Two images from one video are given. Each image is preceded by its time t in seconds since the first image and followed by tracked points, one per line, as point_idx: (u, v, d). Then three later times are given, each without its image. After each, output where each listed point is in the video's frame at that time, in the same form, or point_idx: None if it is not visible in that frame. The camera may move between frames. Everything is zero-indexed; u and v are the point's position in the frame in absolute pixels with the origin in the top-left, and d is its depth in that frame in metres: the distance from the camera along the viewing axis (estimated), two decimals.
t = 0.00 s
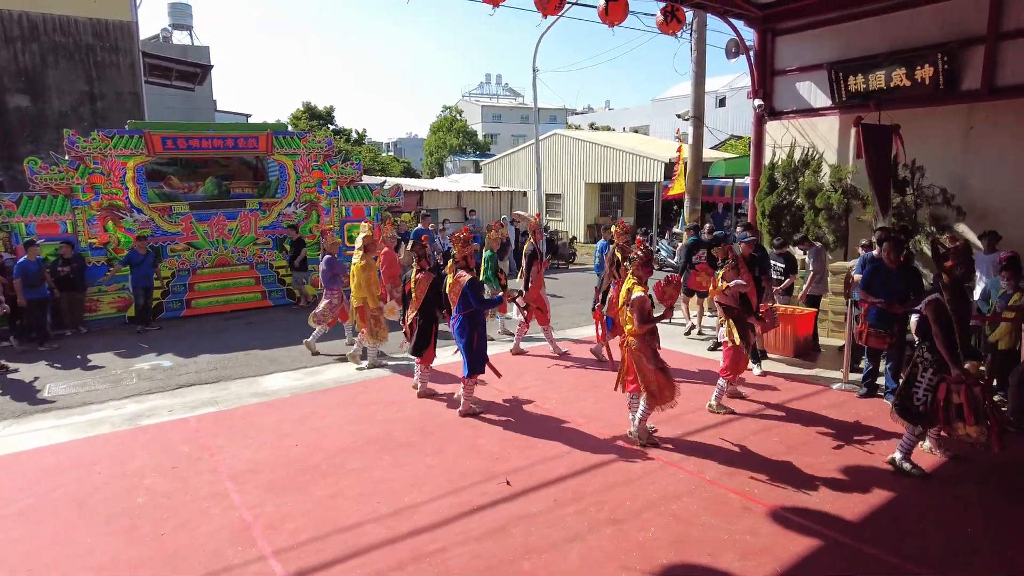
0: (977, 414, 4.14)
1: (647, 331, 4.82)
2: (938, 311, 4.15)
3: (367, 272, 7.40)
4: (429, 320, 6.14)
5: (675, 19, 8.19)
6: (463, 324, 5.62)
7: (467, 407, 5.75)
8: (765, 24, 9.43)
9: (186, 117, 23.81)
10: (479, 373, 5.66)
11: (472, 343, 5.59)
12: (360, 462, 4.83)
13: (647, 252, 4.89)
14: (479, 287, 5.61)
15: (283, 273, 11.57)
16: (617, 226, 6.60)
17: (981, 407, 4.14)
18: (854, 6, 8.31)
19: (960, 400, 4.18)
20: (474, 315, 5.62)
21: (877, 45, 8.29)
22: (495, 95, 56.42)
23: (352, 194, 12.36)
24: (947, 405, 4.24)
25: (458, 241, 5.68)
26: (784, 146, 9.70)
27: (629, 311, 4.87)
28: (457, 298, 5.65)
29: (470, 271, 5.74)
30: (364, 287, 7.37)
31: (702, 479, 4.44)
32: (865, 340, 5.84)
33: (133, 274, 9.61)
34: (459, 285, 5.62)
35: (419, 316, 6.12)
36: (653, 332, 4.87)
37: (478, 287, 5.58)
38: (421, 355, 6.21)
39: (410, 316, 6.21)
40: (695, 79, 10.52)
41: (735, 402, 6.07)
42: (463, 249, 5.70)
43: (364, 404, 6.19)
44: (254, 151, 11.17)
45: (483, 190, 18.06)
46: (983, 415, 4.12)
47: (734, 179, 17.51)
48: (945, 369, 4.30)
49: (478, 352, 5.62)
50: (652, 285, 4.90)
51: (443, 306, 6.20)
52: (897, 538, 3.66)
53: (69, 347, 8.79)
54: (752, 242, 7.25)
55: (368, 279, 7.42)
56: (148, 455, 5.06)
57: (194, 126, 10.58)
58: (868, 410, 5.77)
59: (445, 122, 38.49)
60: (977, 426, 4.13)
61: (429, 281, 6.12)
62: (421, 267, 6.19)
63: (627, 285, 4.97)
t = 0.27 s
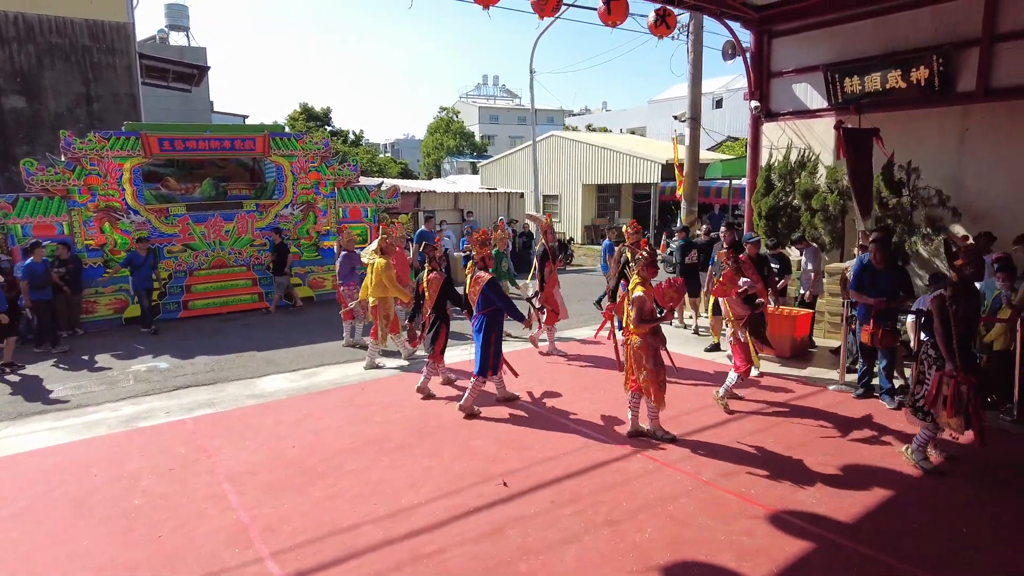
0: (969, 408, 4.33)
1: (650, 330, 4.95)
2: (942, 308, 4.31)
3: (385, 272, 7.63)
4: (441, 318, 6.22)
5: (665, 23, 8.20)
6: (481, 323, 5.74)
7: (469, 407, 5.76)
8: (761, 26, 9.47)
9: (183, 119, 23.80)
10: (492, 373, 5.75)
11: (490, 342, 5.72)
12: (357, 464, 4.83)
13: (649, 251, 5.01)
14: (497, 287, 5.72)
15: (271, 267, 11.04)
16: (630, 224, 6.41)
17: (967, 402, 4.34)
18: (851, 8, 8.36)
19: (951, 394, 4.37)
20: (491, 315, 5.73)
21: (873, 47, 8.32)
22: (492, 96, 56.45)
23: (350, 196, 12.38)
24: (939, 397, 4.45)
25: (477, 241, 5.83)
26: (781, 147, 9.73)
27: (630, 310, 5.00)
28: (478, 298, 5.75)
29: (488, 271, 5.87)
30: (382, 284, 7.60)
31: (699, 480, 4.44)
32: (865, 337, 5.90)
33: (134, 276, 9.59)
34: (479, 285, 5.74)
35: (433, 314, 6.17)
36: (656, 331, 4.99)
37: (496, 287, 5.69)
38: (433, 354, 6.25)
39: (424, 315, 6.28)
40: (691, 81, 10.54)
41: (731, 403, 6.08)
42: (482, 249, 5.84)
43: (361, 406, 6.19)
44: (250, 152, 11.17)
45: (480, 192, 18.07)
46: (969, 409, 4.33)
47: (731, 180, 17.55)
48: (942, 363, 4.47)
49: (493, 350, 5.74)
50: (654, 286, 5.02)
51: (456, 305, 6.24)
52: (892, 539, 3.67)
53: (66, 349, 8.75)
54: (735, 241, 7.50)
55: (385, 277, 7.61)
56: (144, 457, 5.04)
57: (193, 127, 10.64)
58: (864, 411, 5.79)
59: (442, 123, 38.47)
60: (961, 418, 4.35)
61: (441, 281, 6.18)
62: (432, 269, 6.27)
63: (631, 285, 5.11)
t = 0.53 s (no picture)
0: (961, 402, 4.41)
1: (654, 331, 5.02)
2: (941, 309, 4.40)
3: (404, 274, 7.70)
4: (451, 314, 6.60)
5: (658, 26, 8.23)
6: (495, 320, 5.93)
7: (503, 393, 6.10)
8: (758, 28, 9.49)
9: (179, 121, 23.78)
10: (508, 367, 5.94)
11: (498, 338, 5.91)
12: (353, 466, 4.82)
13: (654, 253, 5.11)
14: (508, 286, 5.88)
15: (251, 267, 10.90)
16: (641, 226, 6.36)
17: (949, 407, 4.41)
18: (848, 10, 8.40)
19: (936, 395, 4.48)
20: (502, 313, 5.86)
21: (869, 49, 8.34)
22: (489, 98, 56.47)
23: (346, 198, 12.36)
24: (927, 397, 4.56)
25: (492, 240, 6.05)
26: (776, 149, 9.85)
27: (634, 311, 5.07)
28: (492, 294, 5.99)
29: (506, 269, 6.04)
30: (398, 286, 7.73)
31: (695, 482, 4.45)
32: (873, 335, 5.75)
33: (135, 279, 9.56)
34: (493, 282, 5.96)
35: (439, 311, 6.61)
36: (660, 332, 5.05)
37: (506, 285, 5.86)
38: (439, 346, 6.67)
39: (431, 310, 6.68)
40: (687, 83, 10.57)
41: (727, 404, 6.09)
42: (499, 247, 6.05)
43: (357, 408, 6.18)
44: (247, 154, 11.15)
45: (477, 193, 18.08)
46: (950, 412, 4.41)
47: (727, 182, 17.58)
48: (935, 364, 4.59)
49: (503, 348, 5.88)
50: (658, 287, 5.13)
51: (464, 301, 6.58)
52: (887, 540, 3.68)
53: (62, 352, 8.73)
54: (720, 241, 7.79)
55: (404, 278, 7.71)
56: (140, 459, 5.03)
57: (188, 129, 10.63)
58: (859, 412, 5.80)
59: (439, 124, 38.45)
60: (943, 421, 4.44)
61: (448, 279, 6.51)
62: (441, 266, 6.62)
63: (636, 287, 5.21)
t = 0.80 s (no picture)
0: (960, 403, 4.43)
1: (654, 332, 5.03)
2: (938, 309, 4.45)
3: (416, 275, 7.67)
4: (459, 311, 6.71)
5: (655, 26, 8.23)
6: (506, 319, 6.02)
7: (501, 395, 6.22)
8: (752, 29, 9.51)
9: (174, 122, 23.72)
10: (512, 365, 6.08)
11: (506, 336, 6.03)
12: (347, 468, 4.82)
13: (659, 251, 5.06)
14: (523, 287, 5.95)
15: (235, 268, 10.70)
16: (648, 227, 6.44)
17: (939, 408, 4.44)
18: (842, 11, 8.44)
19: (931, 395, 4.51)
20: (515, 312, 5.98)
21: (862, 51, 8.37)
22: (485, 99, 56.48)
23: (342, 199, 12.33)
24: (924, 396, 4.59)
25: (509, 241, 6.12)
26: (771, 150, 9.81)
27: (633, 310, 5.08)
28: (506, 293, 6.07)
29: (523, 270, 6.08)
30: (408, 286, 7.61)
31: (689, 483, 4.45)
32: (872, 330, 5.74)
33: (132, 280, 9.52)
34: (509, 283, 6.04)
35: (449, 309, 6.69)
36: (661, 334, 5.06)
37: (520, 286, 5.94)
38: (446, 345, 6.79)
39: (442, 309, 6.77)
40: (682, 84, 10.59)
41: (721, 405, 6.10)
42: (515, 249, 6.12)
43: (351, 410, 6.17)
44: (242, 155, 11.14)
45: (473, 194, 18.08)
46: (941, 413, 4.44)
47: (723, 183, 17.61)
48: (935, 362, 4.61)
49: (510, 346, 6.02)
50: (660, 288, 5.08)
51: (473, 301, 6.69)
52: (880, 540, 3.68)
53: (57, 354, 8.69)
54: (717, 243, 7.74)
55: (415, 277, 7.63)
56: (133, 462, 5.01)
57: (182, 130, 10.62)
58: (853, 412, 5.81)
59: (435, 126, 38.42)
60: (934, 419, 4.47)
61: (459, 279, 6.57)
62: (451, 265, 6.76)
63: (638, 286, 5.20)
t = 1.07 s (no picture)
0: (968, 409, 4.38)
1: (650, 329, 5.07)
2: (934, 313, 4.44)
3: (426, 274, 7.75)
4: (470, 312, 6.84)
5: (655, 26, 8.23)
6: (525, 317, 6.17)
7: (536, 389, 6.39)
8: (746, 31, 9.53)
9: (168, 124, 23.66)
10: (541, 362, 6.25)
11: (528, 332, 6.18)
12: (341, 469, 4.81)
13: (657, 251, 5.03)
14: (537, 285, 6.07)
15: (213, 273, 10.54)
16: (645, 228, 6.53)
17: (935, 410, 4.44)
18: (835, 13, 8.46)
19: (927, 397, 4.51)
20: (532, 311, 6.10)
21: (855, 52, 8.40)
22: (481, 100, 56.48)
23: (336, 200, 12.29)
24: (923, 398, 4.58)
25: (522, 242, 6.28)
26: (766, 150, 9.83)
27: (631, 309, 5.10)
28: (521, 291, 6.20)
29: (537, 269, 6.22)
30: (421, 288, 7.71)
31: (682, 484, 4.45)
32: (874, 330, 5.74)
33: (129, 281, 9.47)
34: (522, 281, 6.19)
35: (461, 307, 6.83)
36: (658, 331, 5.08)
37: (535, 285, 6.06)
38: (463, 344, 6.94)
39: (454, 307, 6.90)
40: (677, 85, 10.61)
41: (715, 406, 6.11)
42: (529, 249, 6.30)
43: (346, 411, 6.16)
44: (236, 156, 11.11)
45: (468, 195, 18.07)
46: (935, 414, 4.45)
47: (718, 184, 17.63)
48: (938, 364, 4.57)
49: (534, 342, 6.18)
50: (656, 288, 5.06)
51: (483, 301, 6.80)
52: (873, 540, 3.69)
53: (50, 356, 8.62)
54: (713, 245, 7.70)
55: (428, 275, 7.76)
56: (127, 464, 4.99)
57: (176, 130, 10.59)
58: (846, 412, 5.83)
59: (431, 126, 38.39)
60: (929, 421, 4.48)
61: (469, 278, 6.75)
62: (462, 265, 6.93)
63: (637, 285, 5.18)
